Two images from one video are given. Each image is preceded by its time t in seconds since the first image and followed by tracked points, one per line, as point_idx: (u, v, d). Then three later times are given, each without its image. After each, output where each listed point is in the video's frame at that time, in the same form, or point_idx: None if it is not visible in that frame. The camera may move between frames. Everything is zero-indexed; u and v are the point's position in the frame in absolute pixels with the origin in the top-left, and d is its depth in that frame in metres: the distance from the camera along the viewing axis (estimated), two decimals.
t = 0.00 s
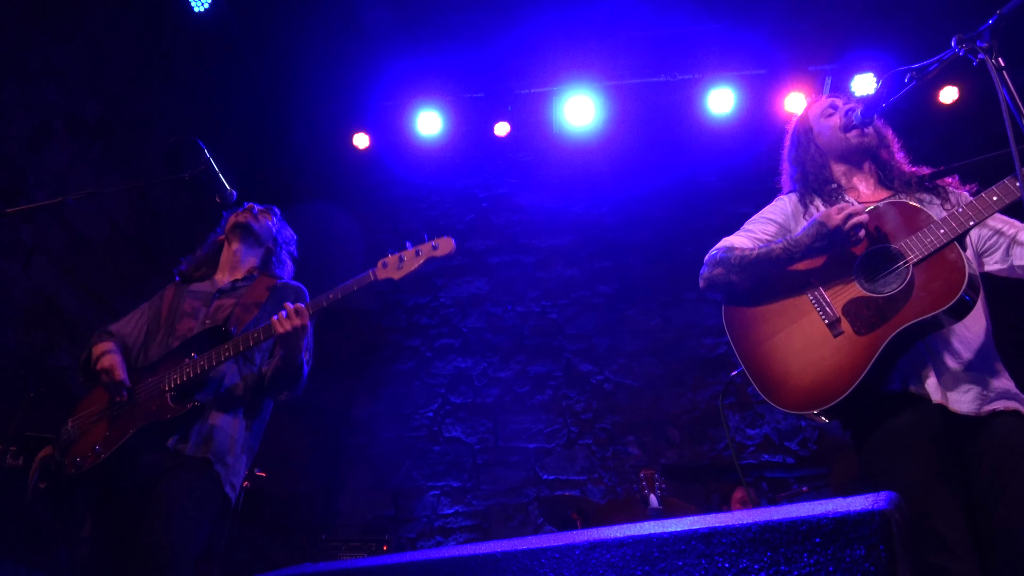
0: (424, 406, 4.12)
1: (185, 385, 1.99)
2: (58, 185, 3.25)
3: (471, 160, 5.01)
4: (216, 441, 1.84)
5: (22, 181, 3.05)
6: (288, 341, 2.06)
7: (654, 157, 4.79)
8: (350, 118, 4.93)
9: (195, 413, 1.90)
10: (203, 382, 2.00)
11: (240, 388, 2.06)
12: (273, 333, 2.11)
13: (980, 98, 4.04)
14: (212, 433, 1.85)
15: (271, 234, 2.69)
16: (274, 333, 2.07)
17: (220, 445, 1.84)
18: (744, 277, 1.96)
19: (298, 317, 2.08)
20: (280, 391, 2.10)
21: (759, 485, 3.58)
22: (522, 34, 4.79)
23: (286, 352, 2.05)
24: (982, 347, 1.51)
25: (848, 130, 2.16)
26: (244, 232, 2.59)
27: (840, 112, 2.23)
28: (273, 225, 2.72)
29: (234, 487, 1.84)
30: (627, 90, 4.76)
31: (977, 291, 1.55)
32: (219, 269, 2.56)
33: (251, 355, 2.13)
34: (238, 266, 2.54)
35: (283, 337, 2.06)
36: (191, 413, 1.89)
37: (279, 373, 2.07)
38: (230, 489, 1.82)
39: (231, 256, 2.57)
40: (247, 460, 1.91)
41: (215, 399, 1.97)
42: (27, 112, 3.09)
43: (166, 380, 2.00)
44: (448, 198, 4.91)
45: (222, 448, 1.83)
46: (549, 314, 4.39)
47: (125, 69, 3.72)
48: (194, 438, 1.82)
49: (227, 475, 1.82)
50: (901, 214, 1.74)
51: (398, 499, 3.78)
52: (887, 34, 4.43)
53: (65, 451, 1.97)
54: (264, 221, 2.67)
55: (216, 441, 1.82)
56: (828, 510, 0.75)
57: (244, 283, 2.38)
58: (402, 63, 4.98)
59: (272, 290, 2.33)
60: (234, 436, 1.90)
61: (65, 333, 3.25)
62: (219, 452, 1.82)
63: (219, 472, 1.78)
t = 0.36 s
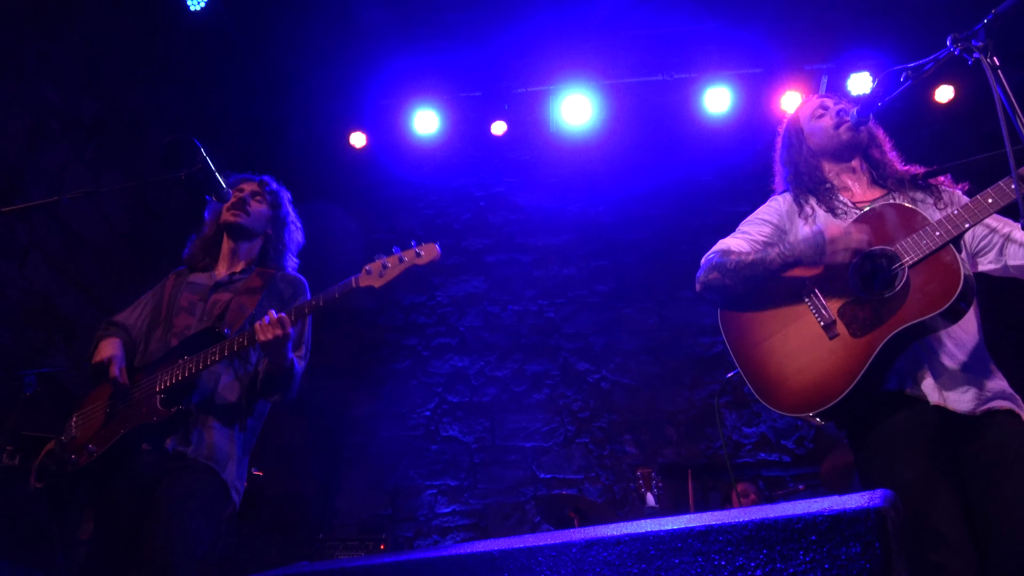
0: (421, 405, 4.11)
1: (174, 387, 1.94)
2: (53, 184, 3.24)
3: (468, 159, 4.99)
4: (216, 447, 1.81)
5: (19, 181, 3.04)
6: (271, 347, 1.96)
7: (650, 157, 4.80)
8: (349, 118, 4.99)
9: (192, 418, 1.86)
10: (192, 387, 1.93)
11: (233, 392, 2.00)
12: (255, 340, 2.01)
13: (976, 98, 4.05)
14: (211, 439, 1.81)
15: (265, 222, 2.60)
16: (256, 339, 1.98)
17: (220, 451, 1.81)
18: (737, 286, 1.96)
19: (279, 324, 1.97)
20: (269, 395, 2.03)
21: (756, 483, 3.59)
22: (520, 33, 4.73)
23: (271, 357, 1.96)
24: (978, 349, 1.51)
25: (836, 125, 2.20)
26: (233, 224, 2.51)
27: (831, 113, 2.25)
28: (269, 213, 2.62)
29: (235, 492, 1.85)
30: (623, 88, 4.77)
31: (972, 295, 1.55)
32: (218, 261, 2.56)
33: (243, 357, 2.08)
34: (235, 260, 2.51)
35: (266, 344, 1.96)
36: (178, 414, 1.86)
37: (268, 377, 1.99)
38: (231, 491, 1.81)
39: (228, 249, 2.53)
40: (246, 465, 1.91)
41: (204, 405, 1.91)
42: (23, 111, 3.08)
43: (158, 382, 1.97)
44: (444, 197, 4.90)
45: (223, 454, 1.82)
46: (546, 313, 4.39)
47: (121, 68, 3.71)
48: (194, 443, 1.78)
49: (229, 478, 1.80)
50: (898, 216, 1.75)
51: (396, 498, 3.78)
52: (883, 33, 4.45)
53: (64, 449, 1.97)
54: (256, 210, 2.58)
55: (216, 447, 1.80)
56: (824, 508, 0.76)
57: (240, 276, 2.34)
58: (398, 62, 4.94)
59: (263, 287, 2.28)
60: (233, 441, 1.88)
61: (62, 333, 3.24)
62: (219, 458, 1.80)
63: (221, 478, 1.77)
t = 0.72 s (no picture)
0: (418, 404, 4.11)
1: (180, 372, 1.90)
2: (51, 183, 3.23)
3: (466, 158, 5.01)
4: (229, 432, 1.72)
5: (16, 180, 3.04)
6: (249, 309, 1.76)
7: (648, 156, 4.80)
8: (344, 117, 4.96)
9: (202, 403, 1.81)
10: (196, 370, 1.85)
11: (242, 367, 1.91)
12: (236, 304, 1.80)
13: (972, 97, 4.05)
14: (223, 424, 1.73)
15: (259, 207, 2.47)
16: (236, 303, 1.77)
17: (233, 436, 1.73)
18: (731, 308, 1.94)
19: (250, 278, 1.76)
20: (280, 361, 1.92)
21: (753, 481, 3.60)
22: (518, 32, 4.68)
23: (258, 319, 1.79)
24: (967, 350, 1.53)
25: (820, 146, 2.23)
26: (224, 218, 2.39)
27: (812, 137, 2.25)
28: (259, 198, 2.48)
29: (256, 476, 1.76)
30: (621, 87, 4.76)
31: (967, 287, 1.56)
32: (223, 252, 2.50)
33: (246, 330, 1.95)
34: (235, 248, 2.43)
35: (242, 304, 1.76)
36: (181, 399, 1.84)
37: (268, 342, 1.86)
38: (252, 476, 1.74)
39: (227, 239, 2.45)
40: (265, 447, 1.84)
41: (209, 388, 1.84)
42: (19, 110, 3.07)
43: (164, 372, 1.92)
44: (442, 196, 4.91)
45: (235, 438, 1.73)
46: (543, 312, 4.40)
47: (117, 66, 3.70)
48: (205, 431, 1.70)
49: (248, 462, 1.74)
50: (892, 217, 1.77)
51: (393, 497, 3.78)
52: (880, 32, 4.45)
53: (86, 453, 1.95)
54: (246, 198, 2.44)
55: (227, 433, 1.71)
56: (821, 505, 0.77)
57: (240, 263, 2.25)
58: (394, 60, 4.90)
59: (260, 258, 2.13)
60: (245, 422, 1.79)
61: (59, 332, 3.24)
62: (234, 443, 1.72)
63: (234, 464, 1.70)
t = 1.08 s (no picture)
0: (398, 402, 4.10)
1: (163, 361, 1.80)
2: (22, 179, 3.18)
3: (446, 155, 5.00)
4: (205, 409, 1.70)
5: None
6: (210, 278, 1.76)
7: (628, 155, 4.83)
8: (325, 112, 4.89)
9: (183, 387, 1.77)
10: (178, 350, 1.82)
11: (223, 343, 1.87)
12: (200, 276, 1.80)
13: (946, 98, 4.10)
14: (200, 402, 1.71)
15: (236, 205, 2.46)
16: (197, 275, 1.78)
17: (208, 412, 1.70)
18: (704, 296, 2.04)
19: (211, 253, 1.76)
20: (261, 335, 1.89)
21: (730, 478, 3.64)
22: (497, 29, 4.65)
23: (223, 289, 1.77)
24: (921, 324, 1.62)
25: (791, 167, 2.20)
26: (201, 214, 2.36)
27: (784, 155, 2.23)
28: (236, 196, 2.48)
29: (237, 449, 1.71)
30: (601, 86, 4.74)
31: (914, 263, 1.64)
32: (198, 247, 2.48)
33: (222, 308, 1.92)
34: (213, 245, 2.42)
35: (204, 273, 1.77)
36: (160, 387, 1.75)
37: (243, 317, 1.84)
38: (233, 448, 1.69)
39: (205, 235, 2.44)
40: (247, 421, 1.81)
41: (189, 366, 1.82)
42: None
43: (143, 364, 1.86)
44: (422, 193, 4.90)
45: (212, 412, 1.70)
46: (523, 310, 4.40)
47: (91, 61, 3.64)
48: (185, 414, 1.69)
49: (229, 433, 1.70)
50: (851, 202, 1.87)
51: (373, 494, 3.77)
52: (857, 34, 4.49)
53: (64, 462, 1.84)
54: (224, 195, 2.43)
55: (202, 409, 1.69)
56: (790, 499, 0.78)
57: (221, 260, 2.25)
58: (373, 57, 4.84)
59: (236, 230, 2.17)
60: (226, 397, 1.76)
61: (30, 330, 3.18)
62: (210, 418, 1.69)
63: (213, 438, 1.66)
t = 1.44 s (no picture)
0: (391, 400, 4.09)
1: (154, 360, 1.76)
2: (11, 176, 3.15)
3: (438, 152, 4.99)
4: (197, 397, 1.69)
5: None
6: (196, 271, 1.75)
7: (620, 152, 4.84)
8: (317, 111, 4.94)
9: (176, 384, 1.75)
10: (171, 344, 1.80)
11: (217, 335, 1.86)
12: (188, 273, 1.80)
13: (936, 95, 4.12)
14: (191, 392, 1.69)
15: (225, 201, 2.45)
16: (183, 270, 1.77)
17: (201, 400, 1.69)
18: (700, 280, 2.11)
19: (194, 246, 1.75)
20: (254, 329, 1.90)
21: (723, 473, 3.65)
22: (489, 26, 4.61)
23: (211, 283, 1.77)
24: (909, 311, 1.62)
25: (824, 152, 2.17)
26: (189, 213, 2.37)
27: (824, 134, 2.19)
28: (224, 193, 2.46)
29: (230, 443, 1.71)
30: (594, 84, 4.74)
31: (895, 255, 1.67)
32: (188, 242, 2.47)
33: (213, 304, 1.92)
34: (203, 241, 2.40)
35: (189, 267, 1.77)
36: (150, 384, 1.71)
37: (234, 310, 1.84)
38: (224, 443, 1.68)
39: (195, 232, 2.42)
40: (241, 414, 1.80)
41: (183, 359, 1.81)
42: None
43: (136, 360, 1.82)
44: (414, 191, 4.89)
45: (204, 404, 1.69)
46: (516, 307, 4.40)
47: (81, 57, 3.62)
48: (176, 407, 1.68)
49: (220, 428, 1.69)
50: (835, 198, 1.91)
51: (366, 493, 3.77)
52: (847, 31, 4.51)
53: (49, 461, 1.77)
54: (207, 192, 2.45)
55: (194, 398, 1.68)
56: (781, 494, 0.78)
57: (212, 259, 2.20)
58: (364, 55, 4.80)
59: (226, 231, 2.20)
60: (218, 389, 1.75)
61: (20, 328, 3.16)
62: (203, 408, 1.68)
63: (204, 428, 1.66)
